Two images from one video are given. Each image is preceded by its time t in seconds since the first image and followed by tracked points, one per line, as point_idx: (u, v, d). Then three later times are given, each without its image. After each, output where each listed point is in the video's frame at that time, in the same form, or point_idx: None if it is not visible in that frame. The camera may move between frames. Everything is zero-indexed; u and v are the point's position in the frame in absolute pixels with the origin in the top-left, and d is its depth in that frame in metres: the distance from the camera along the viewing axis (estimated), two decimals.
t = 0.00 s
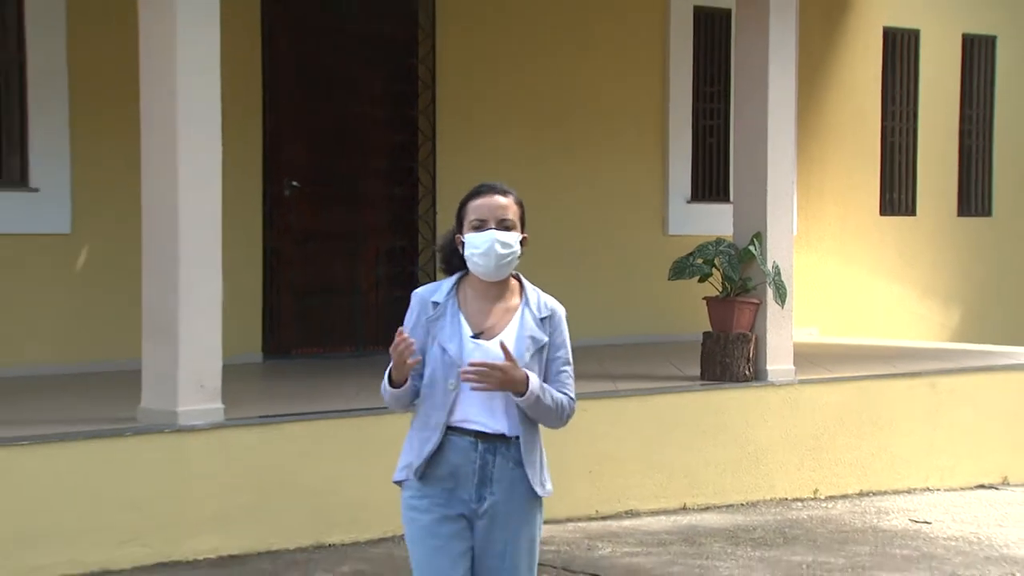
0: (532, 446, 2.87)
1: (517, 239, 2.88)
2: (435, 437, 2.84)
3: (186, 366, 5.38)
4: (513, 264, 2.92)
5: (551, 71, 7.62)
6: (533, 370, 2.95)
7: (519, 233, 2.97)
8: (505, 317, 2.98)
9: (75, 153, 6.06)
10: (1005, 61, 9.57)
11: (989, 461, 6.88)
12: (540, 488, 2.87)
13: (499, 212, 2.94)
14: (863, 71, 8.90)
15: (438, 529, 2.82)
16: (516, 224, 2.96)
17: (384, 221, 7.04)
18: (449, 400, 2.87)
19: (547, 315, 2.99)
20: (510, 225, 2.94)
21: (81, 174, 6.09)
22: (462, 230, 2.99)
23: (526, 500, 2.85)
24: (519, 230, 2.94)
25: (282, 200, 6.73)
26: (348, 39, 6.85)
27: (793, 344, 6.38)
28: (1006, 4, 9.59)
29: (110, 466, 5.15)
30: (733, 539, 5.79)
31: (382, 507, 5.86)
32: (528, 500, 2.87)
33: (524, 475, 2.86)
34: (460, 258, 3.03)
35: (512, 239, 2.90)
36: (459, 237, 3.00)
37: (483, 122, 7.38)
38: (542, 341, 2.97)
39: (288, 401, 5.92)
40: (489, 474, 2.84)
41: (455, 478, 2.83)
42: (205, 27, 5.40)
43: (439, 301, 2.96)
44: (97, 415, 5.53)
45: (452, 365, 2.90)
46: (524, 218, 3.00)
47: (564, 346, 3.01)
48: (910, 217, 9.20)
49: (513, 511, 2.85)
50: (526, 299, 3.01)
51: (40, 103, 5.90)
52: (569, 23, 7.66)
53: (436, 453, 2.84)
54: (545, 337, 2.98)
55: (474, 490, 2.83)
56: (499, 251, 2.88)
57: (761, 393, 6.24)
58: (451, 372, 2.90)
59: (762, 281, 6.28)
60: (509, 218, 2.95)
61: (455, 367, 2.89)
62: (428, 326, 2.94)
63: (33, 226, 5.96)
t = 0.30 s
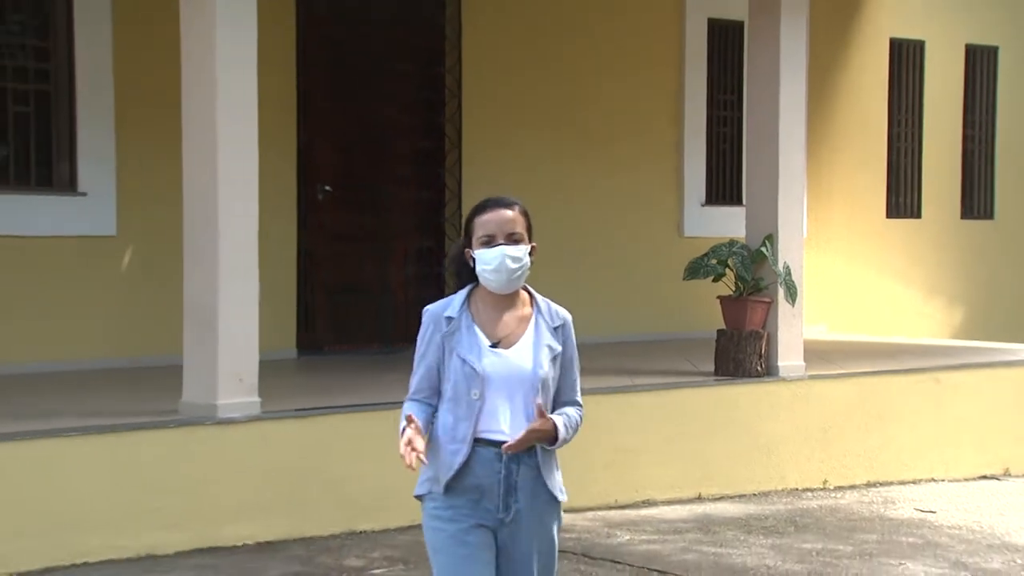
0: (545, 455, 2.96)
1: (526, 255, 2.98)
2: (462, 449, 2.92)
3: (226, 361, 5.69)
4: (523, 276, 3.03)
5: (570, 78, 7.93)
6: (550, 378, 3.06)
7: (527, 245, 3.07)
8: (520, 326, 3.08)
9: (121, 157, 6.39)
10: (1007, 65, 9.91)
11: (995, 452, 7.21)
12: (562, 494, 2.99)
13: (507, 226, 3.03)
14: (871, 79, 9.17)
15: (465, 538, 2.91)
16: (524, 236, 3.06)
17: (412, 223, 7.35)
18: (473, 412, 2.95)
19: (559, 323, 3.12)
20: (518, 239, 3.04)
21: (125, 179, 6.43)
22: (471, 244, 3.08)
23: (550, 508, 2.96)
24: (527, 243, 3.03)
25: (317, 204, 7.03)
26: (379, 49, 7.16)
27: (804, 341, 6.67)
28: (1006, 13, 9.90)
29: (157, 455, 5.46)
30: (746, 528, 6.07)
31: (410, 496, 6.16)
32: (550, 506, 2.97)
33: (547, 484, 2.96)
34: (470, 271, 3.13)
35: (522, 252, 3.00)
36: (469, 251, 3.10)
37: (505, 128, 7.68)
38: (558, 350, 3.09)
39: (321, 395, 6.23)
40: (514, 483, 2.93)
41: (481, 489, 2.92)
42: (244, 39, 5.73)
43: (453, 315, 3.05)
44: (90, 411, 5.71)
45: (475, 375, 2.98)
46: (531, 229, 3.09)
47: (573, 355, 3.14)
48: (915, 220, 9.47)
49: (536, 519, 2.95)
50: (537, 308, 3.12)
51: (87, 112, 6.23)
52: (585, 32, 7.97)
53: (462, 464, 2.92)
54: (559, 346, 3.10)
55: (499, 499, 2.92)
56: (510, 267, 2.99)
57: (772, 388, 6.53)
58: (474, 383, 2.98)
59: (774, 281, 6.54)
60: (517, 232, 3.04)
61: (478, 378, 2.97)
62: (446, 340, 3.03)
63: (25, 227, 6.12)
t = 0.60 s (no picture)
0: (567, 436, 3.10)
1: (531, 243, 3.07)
2: (476, 439, 3.02)
3: (264, 358, 6.01)
4: (530, 266, 3.12)
5: (587, 86, 8.25)
6: (562, 365, 3.16)
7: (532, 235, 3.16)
8: (529, 316, 3.19)
9: (163, 164, 6.75)
10: (1008, 69, 10.25)
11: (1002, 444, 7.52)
12: (575, 480, 3.09)
13: (511, 217, 3.14)
14: (879, 87, 9.44)
15: (481, 528, 3.01)
16: (528, 227, 3.16)
17: (439, 226, 7.70)
18: (486, 401, 3.05)
19: (569, 311, 3.23)
20: (523, 229, 3.13)
21: (167, 184, 6.79)
22: (478, 237, 3.18)
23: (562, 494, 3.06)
24: (532, 232, 3.13)
25: (348, 208, 7.35)
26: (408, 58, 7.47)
27: (814, 338, 6.95)
28: (1008, 21, 10.19)
29: (201, 446, 5.80)
30: (759, 516, 6.36)
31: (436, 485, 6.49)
32: (563, 492, 3.08)
33: (560, 470, 3.07)
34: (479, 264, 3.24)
35: (527, 242, 3.09)
36: (476, 244, 3.20)
37: (526, 133, 7.98)
38: (568, 338, 3.20)
39: (352, 389, 6.55)
40: (527, 471, 3.03)
41: (494, 478, 3.02)
42: (282, 51, 6.06)
43: (463, 308, 3.16)
44: (72, 407, 5.87)
45: (487, 365, 3.08)
46: (535, 221, 3.19)
47: (583, 341, 3.27)
48: (920, 223, 9.77)
49: (549, 506, 3.05)
50: (546, 297, 3.24)
51: (132, 121, 6.57)
52: (602, 41, 8.29)
53: (475, 454, 3.01)
54: (569, 333, 3.22)
55: (513, 487, 3.03)
56: (517, 256, 3.07)
57: (784, 383, 6.82)
58: (487, 372, 3.08)
59: (785, 281, 6.83)
60: (522, 223, 3.14)
61: (490, 367, 3.07)
62: (457, 331, 3.15)
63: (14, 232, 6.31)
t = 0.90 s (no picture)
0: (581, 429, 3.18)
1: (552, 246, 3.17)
2: (486, 434, 3.15)
3: (300, 355, 6.33)
4: (548, 266, 3.23)
5: (606, 92, 8.55)
6: (573, 361, 3.24)
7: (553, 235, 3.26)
8: (543, 312, 3.28)
9: (203, 168, 7.10)
10: (1013, 74, 10.53)
11: (1003, 437, 7.86)
12: (589, 472, 3.17)
13: (536, 217, 3.23)
14: (888, 94, 9.71)
15: (497, 520, 3.14)
16: (551, 227, 3.25)
17: (465, 228, 8.02)
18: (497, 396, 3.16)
19: (583, 308, 3.30)
20: (546, 229, 3.23)
21: (207, 187, 7.14)
22: (501, 231, 3.28)
23: (576, 485, 3.15)
24: (554, 234, 3.22)
25: (378, 211, 7.66)
26: (437, 66, 7.78)
27: (825, 335, 7.22)
28: (1012, 29, 10.48)
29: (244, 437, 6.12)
30: (773, 506, 6.64)
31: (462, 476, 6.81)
32: (578, 485, 3.16)
33: (573, 463, 3.15)
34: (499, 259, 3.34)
35: (548, 243, 3.20)
36: (498, 239, 3.30)
37: (548, 139, 8.29)
38: (582, 334, 3.28)
39: (383, 384, 6.88)
40: (538, 464, 3.14)
41: (506, 472, 3.14)
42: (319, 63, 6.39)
43: (479, 303, 3.27)
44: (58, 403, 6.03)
45: (497, 361, 3.19)
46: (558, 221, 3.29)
47: (598, 338, 3.33)
48: (928, 225, 10.03)
49: (563, 497, 3.14)
50: (562, 295, 3.32)
51: (174, 128, 6.94)
52: (620, 50, 8.59)
53: (488, 449, 3.14)
54: (583, 329, 3.29)
55: (526, 480, 3.14)
56: (536, 256, 3.18)
57: (797, 378, 7.12)
58: (496, 369, 3.19)
59: (798, 280, 7.10)
60: (545, 223, 3.23)
61: (499, 363, 3.18)
62: (470, 327, 3.26)
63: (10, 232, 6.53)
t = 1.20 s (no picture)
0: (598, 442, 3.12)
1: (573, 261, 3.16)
2: (497, 444, 3.13)
3: (333, 351, 6.66)
4: (568, 280, 3.21)
5: (622, 99, 8.87)
6: (589, 374, 3.20)
7: (577, 250, 3.24)
8: (561, 324, 3.25)
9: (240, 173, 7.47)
10: (1015, 80, 10.81)
11: (1005, 432, 8.15)
12: (602, 483, 3.10)
13: (561, 232, 3.20)
14: (894, 100, 9.99)
15: (507, 527, 3.12)
16: (575, 242, 3.23)
17: (489, 229, 8.35)
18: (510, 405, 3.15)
19: (603, 321, 3.25)
20: (570, 244, 3.21)
21: (242, 190, 7.52)
22: (525, 242, 3.26)
23: (586, 496, 3.09)
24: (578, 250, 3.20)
25: (406, 214, 7.99)
26: (460, 75, 8.09)
27: (833, 332, 7.51)
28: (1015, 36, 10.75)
29: (279, 428, 6.46)
30: (784, 496, 6.94)
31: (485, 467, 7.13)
32: (589, 495, 3.10)
33: (585, 474, 3.10)
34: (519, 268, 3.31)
35: (570, 258, 3.18)
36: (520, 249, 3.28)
37: (568, 144, 8.60)
38: (599, 346, 3.23)
39: (410, 378, 7.20)
40: (548, 473, 3.11)
41: (516, 481, 3.12)
42: (350, 74, 6.73)
43: (498, 313, 3.26)
44: (59, 396, 6.28)
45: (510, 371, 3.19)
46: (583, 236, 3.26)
47: (619, 351, 3.29)
48: (933, 226, 10.30)
49: (573, 508, 3.08)
50: (582, 307, 3.28)
51: (211, 135, 7.30)
52: (635, 58, 8.91)
53: (499, 458, 3.13)
54: (601, 342, 3.23)
55: (536, 490, 3.11)
56: (557, 271, 3.17)
57: (808, 373, 7.41)
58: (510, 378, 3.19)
59: (808, 280, 7.40)
60: (570, 238, 3.21)
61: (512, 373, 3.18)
62: (488, 337, 3.26)
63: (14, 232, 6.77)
